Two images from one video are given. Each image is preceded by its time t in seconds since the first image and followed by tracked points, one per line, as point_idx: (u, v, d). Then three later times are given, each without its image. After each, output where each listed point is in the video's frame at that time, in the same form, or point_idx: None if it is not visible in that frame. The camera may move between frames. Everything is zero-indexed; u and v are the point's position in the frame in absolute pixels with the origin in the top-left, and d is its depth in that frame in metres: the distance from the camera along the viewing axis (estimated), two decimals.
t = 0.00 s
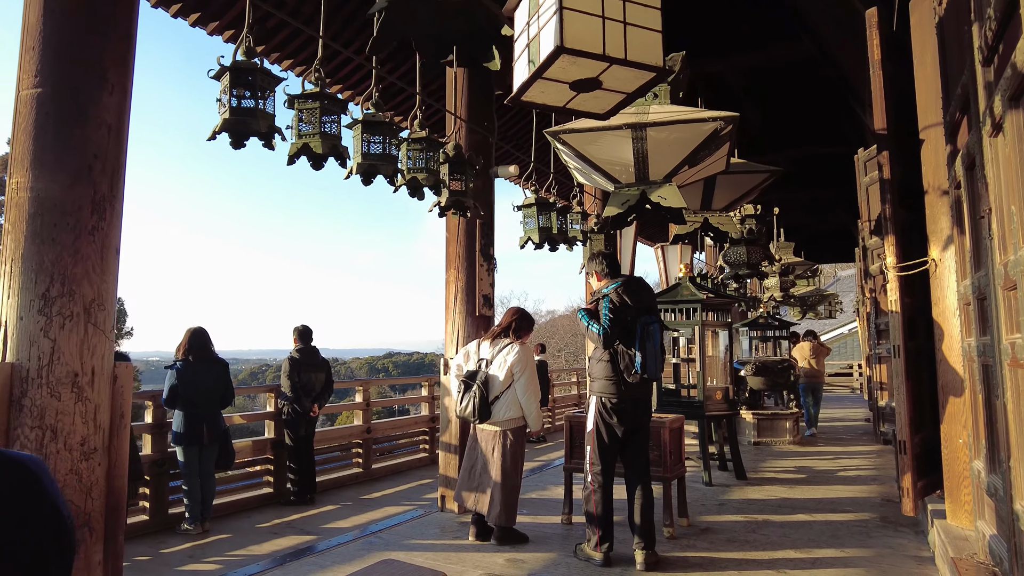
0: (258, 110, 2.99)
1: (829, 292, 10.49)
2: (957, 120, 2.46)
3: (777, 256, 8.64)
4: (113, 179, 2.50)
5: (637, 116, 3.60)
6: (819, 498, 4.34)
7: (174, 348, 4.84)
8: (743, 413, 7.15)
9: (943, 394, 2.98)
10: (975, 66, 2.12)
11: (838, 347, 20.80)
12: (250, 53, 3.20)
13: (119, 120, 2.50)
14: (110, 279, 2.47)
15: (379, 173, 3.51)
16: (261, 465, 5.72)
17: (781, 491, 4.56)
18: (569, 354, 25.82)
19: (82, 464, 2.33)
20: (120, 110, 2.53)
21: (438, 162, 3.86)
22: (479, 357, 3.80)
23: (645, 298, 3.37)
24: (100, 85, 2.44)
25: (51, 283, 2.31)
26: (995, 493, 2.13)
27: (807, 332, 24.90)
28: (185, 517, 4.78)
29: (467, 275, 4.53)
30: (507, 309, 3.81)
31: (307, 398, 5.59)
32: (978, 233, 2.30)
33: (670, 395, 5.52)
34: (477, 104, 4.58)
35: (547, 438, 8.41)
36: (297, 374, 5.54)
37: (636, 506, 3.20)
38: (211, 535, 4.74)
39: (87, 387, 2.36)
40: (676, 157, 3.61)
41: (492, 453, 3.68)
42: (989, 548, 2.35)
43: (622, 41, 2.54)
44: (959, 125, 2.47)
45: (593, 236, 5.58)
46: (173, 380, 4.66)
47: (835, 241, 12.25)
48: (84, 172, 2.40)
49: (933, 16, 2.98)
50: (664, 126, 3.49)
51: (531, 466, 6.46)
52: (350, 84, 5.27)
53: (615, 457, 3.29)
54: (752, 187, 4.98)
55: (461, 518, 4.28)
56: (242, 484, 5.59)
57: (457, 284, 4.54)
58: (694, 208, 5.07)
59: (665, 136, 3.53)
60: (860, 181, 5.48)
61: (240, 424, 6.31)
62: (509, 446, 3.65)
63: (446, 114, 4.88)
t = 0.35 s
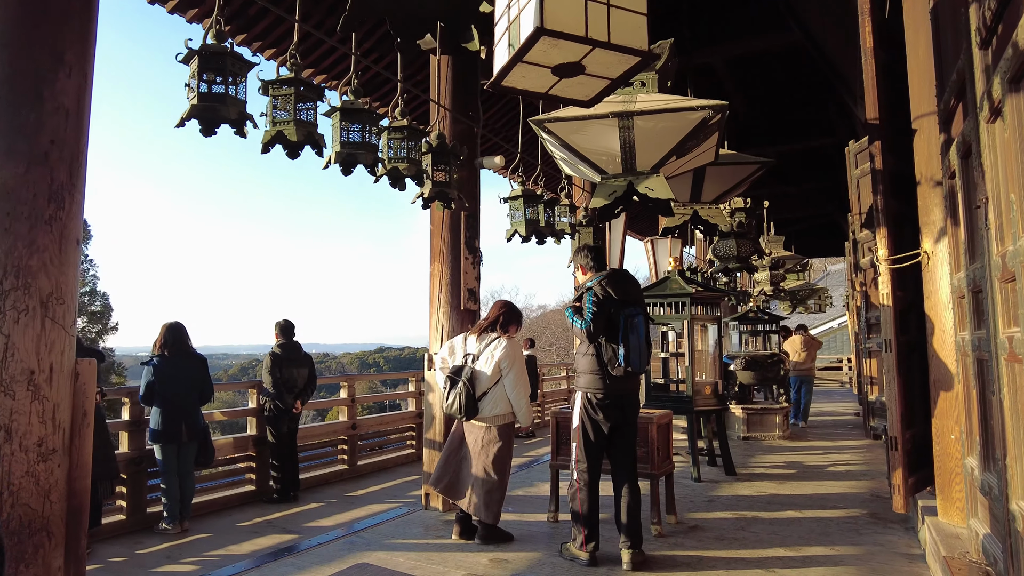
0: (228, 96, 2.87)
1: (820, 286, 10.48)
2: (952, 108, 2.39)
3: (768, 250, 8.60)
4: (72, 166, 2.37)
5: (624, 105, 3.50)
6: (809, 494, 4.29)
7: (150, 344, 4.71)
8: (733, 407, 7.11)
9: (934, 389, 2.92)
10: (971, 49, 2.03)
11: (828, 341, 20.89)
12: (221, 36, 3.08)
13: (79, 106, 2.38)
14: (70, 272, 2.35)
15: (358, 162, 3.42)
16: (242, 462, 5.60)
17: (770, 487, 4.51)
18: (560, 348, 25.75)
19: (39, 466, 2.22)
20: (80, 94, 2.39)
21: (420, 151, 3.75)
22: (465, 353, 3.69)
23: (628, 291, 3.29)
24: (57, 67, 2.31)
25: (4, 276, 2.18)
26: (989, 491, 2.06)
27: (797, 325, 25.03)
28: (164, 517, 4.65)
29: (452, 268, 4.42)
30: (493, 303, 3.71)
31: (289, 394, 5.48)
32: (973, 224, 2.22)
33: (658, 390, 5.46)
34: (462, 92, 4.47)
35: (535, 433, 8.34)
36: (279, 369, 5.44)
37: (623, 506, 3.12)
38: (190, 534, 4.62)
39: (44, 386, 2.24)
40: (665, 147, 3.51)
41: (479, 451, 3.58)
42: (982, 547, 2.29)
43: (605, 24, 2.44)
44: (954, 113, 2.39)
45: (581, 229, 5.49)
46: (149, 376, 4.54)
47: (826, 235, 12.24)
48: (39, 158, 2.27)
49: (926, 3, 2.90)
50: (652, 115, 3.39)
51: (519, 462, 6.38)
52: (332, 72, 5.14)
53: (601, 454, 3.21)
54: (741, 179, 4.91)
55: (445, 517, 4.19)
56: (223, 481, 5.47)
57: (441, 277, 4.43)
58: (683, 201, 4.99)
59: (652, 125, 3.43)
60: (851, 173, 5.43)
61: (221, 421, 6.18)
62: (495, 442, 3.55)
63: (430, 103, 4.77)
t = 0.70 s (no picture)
0: (210, 81, 2.79)
1: (814, 281, 10.47)
2: (952, 96, 2.33)
3: (762, 245, 8.56)
4: (44, 152, 2.28)
5: (617, 93, 3.43)
6: (803, 489, 4.26)
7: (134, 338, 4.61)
8: (727, 403, 7.08)
9: (930, 383, 2.88)
10: (973, 33, 1.97)
11: (821, 337, 20.98)
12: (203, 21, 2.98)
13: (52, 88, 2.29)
14: (43, 261, 2.27)
15: (345, 151, 3.36)
16: (232, 457, 5.54)
17: (764, 483, 4.47)
18: (553, 344, 25.69)
19: (11, 463, 2.14)
20: (52, 77, 2.30)
21: (409, 141, 3.68)
22: (456, 349, 3.61)
23: (619, 283, 3.23)
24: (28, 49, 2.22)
25: None
26: (989, 487, 2.01)
27: (790, 321, 25.09)
28: (150, 514, 4.57)
29: (443, 260, 4.35)
30: (482, 295, 3.64)
31: (278, 389, 5.41)
32: (973, 214, 2.17)
33: (652, 384, 5.41)
34: (452, 82, 4.39)
35: (529, 429, 8.28)
36: (268, 364, 5.37)
37: (616, 500, 3.07)
38: (176, 531, 4.54)
39: (15, 379, 2.15)
40: (658, 137, 3.44)
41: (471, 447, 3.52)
42: (980, 544, 2.24)
43: (598, 8, 2.36)
44: (954, 101, 2.34)
45: (574, 223, 5.43)
46: (133, 371, 4.45)
47: (820, 230, 12.24)
48: (9, 143, 2.17)
49: None
50: (645, 104, 3.33)
51: (512, 457, 6.33)
52: (321, 62, 5.07)
53: (592, 449, 3.16)
54: (736, 171, 4.86)
55: (436, 514, 4.12)
56: (212, 477, 5.37)
57: (432, 270, 4.36)
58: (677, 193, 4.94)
59: (645, 114, 3.37)
60: (845, 167, 5.40)
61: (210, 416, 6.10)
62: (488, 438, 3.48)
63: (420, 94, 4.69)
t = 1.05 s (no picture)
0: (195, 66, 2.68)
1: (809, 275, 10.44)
2: (963, 82, 2.26)
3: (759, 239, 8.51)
4: (19, 138, 2.17)
5: (615, 81, 3.35)
6: (802, 485, 4.21)
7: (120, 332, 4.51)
8: (723, 397, 7.04)
9: (934, 377, 2.82)
10: (988, 14, 1.90)
11: (815, 331, 21.04)
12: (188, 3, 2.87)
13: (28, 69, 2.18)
14: (18, 253, 2.17)
15: (337, 139, 3.26)
16: (223, 453, 5.46)
17: (762, 478, 4.42)
18: (548, 338, 25.63)
19: None
20: (27, 60, 2.20)
21: (402, 130, 3.58)
22: (450, 345, 3.53)
23: (618, 275, 3.15)
24: None
25: None
26: (1001, 485, 1.95)
27: (785, 316, 25.10)
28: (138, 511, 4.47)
29: (436, 253, 4.26)
30: (476, 288, 3.55)
31: (269, 384, 5.33)
32: (985, 203, 2.10)
33: (649, 379, 5.35)
34: (447, 70, 4.29)
35: (524, 423, 8.22)
36: (258, 359, 5.29)
37: (614, 496, 3.00)
38: (165, 529, 4.45)
39: None
40: (657, 126, 3.37)
41: (466, 445, 3.44)
42: (989, 543, 2.18)
43: None
44: (965, 88, 2.27)
45: (571, 215, 5.34)
46: (121, 365, 4.36)
47: (815, 224, 12.22)
48: None
49: None
50: (643, 92, 3.25)
51: (507, 452, 6.27)
52: (311, 51, 4.95)
53: (590, 445, 3.09)
54: (735, 163, 4.79)
55: (429, 511, 4.05)
56: (202, 474, 5.28)
57: (426, 263, 4.28)
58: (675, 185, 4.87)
59: (644, 103, 3.29)
60: (844, 159, 5.35)
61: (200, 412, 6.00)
62: (484, 436, 3.41)
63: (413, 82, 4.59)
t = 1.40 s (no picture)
0: (175, 50, 2.54)
1: (804, 272, 10.40)
2: (982, 69, 2.17)
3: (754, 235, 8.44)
4: None
5: (615, 70, 3.23)
6: (803, 485, 4.13)
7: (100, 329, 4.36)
8: (719, 395, 6.97)
9: (944, 377, 2.73)
10: None
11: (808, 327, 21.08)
12: None
13: None
14: None
15: (325, 129, 3.12)
16: (209, 453, 5.31)
17: (762, 479, 4.34)
18: (541, 335, 25.54)
19: None
20: None
21: (394, 120, 3.45)
22: (443, 345, 3.41)
23: (619, 271, 3.04)
24: None
25: None
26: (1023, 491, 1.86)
27: (777, 313, 25.13)
28: (120, 514, 4.33)
29: (429, 249, 4.13)
30: (469, 285, 3.44)
31: (257, 382, 5.19)
32: (1007, 196, 2.01)
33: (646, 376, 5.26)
34: (441, 59, 4.16)
35: (518, 421, 8.12)
36: (245, 357, 5.15)
37: (613, 500, 2.90)
38: (149, 533, 4.31)
39: None
40: (659, 117, 3.26)
41: (461, 448, 3.32)
42: (1006, 550, 2.10)
43: None
44: (984, 75, 2.18)
45: (567, 210, 5.23)
46: (101, 365, 4.21)
47: (809, 219, 12.18)
48: None
49: None
50: (644, 81, 3.14)
51: (501, 452, 6.16)
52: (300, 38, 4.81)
53: (588, 448, 2.99)
54: (734, 157, 4.69)
55: (422, 514, 3.94)
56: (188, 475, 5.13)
57: (418, 259, 4.15)
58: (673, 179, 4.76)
59: (645, 93, 3.18)
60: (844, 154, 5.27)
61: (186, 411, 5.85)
62: (479, 438, 3.29)
63: (406, 72, 4.46)
